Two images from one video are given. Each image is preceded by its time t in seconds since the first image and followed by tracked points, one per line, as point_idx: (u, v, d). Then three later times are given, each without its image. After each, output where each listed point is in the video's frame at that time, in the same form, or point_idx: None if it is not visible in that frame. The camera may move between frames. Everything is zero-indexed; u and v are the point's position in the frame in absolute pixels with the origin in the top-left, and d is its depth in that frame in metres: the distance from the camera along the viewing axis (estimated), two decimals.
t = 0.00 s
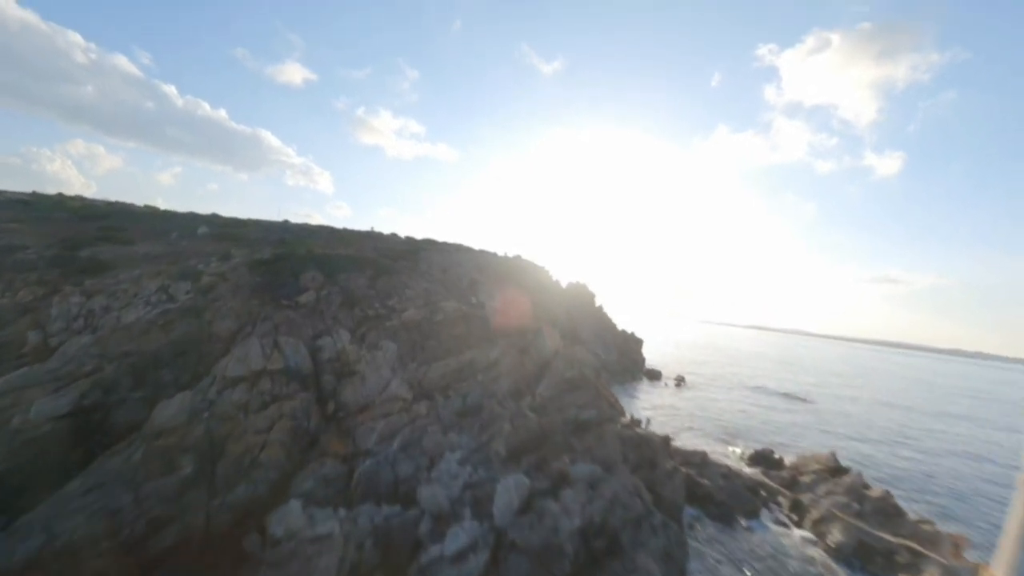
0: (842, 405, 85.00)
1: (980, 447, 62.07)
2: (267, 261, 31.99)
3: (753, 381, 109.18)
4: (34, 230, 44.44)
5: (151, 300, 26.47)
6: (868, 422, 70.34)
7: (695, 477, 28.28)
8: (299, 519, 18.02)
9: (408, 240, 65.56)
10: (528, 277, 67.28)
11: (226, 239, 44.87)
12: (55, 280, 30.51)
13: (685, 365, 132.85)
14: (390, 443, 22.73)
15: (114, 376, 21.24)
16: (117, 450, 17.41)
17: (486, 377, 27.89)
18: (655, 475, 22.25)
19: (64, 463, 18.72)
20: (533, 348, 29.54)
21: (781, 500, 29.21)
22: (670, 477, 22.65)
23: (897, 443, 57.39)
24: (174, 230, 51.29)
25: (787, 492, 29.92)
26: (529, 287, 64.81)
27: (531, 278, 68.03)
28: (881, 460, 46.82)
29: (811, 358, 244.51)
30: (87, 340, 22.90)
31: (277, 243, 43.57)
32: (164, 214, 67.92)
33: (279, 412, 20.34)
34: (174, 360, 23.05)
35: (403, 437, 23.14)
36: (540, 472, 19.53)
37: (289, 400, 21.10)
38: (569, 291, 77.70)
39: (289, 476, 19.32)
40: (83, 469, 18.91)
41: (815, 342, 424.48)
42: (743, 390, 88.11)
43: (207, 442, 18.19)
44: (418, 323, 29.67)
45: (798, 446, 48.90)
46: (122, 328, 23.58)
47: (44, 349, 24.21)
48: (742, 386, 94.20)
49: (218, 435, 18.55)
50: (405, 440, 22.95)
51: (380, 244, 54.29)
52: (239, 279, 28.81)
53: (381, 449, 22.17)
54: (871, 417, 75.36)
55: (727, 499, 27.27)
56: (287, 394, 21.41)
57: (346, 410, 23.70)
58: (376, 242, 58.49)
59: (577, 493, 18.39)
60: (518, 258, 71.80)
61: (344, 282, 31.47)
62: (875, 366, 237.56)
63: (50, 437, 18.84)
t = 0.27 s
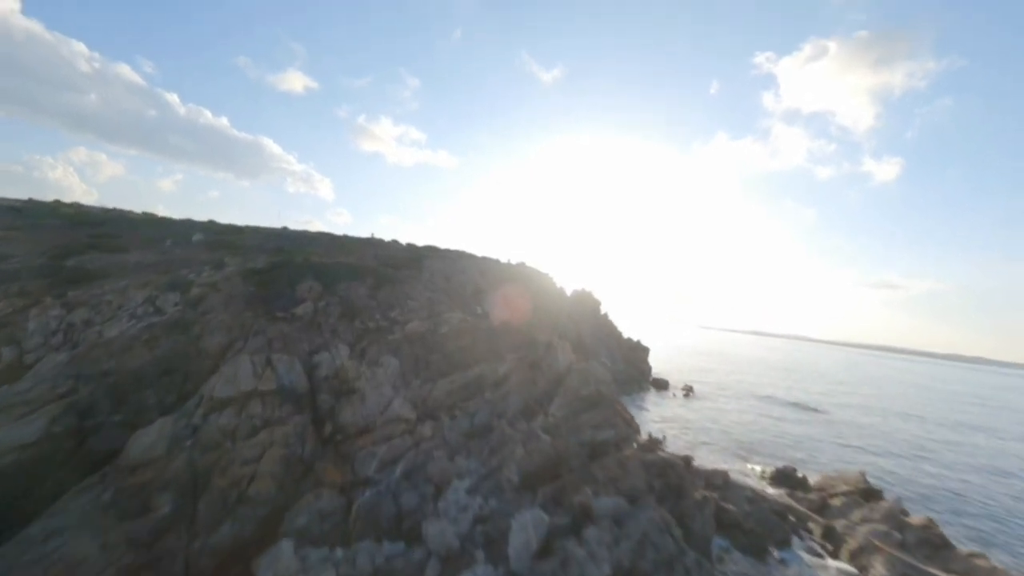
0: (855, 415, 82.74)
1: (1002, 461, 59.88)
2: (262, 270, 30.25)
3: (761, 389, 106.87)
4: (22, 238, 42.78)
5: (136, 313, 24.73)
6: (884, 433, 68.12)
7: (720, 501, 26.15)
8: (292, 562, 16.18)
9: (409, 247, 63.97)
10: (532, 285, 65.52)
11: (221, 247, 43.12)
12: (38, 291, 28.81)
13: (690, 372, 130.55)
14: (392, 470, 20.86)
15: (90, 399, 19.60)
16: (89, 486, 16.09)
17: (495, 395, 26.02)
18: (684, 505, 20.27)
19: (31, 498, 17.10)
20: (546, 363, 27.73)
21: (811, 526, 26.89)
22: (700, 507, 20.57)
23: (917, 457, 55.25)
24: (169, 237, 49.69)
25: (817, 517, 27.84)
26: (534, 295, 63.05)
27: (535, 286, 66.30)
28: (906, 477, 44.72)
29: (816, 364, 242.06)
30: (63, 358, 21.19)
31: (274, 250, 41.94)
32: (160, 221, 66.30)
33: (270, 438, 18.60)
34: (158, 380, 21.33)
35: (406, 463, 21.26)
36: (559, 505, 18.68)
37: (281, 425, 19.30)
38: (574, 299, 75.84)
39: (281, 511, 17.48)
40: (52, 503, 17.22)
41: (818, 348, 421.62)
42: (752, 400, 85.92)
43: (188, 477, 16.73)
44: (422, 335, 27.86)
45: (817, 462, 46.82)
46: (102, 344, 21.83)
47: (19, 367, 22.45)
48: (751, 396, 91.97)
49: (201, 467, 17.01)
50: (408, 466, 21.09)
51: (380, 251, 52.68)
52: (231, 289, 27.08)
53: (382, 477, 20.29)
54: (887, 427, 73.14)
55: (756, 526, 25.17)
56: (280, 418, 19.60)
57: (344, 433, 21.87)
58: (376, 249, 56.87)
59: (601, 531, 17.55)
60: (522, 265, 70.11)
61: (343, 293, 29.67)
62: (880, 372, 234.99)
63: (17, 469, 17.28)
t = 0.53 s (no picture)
0: (863, 421, 81.31)
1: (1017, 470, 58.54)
2: (259, 277, 29.10)
3: (766, 395, 105.36)
4: (13, 243, 41.66)
5: (125, 323, 23.58)
6: (895, 441, 66.73)
7: (739, 520, 24.72)
8: None
9: (410, 252, 62.90)
10: (536, 291, 64.36)
11: (218, 252, 42.04)
12: (25, 300, 27.68)
13: (694, 377, 129.00)
14: (394, 490, 19.64)
15: (72, 416, 18.54)
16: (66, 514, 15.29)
17: (501, 408, 24.77)
18: (706, 528, 18.98)
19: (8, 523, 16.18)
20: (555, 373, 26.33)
21: (834, 546, 25.30)
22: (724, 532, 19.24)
23: (931, 467, 53.83)
24: (165, 242, 48.59)
25: (840, 536, 26.44)
26: (537, 300, 61.86)
27: (538, 291, 65.13)
28: (923, 489, 43.39)
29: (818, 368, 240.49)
30: (45, 371, 20.07)
31: (272, 255, 40.84)
32: (157, 225, 65.23)
33: (263, 459, 17.59)
34: (146, 395, 20.28)
35: (409, 483, 20.04)
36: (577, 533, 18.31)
37: (275, 445, 18.22)
38: (577, 304, 74.59)
39: (274, 539, 16.46)
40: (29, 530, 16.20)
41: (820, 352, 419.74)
42: (759, 406, 84.46)
43: (174, 505, 15.93)
44: (425, 345, 26.67)
45: (831, 472, 45.47)
46: (86, 356, 20.68)
47: None
48: (757, 402, 90.45)
49: (187, 492, 16.20)
50: (410, 486, 19.90)
51: (381, 256, 51.55)
52: (225, 297, 25.93)
53: (383, 498, 19.10)
54: (897, 435, 71.73)
55: (778, 547, 23.73)
56: (274, 436, 18.48)
57: (343, 450, 20.67)
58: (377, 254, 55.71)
59: (621, 561, 16.97)
60: (524, 270, 68.99)
61: (342, 300, 28.52)
62: (884, 376, 233.11)
63: None
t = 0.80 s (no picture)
0: (877, 432, 79.05)
1: None
2: (253, 287, 27.31)
3: (775, 404, 103.08)
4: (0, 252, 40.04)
5: (105, 338, 21.81)
6: (913, 453, 64.53)
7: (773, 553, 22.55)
8: None
9: (412, 260, 61.25)
10: (541, 299, 62.57)
11: (213, 260, 40.41)
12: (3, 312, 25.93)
13: (700, 385, 126.62)
14: (397, 526, 17.81)
15: (40, 446, 16.75)
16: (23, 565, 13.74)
17: (513, 429, 22.94)
18: (745, 570, 17.05)
19: None
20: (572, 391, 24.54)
21: None
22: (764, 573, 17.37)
23: (955, 482, 51.60)
24: (159, 250, 46.99)
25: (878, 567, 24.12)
26: (543, 308, 60.08)
27: (543, 299, 63.34)
28: (951, 508, 41.26)
29: (823, 375, 238.06)
30: (14, 394, 18.29)
31: (269, 263, 39.19)
32: (153, 232, 63.74)
33: (250, 497, 16.02)
34: (123, 419, 18.44)
35: (413, 516, 18.21)
36: None
37: (264, 479, 16.66)
38: (583, 311, 72.79)
39: None
40: None
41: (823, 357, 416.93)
42: (769, 416, 82.20)
43: (147, 551, 14.39)
44: (431, 360, 24.91)
45: (853, 489, 43.33)
46: (59, 378, 18.94)
47: None
48: (767, 411, 88.18)
49: (163, 536, 14.67)
50: (414, 521, 18.09)
51: (382, 264, 49.85)
52: (215, 309, 24.16)
53: (385, 536, 17.30)
54: (914, 446, 69.49)
55: None
56: (263, 469, 16.91)
57: (340, 479, 18.87)
58: (378, 261, 54.08)
59: None
60: (529, 277, 67.31)
61: (342, 312, 26.79)
62: (890, 383, 230.16)
63: None
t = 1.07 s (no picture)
0: (887, 438, 77.56)
1: None
2: (247, 294, 26.12)
3: (781, 409, 101.53)
4: None
5: (91, 350, 20.67)
6: (925, 461, 63.05)
7: None
8: None
9: (413, 265, 60.20)
10: (544, 304, 61.37)
11: (209, 266, 39.33)
12: None
13: (704, 390, 124.97)
14: (399, 553, 16.59)
15: (15, 469, 15.66)
16: None
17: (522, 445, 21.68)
18: None
19: None
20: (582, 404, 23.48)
21: None
22: None
23: (972, 493, 50.10)
24: (155, 255, 45.92)
25: None
26: (547, 314, 58.91)
27: (547, 304, 62.11)
28: (971, 521, 39.86)
29: (826, 379, 236.22)
30: None
31: (267, 269, 38.07)
32: (151, 237, 62.76)
33: (238, 527, 15.01)
34: (107, 439, 17.32)
35: (416, 543, 17.00)
36: None
37: (255, 506, 15.59)
38: (587, 316, 71.60)
39: None
40: None
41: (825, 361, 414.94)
42: (777, 422, 80.69)
43: None
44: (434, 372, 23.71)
45: (869, 501, 41.94)
46: (39, 394, 17.81)
47: None
48: (773, 418, 86.75)
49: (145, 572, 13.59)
50: (417, 547, 16.90)
51: (382, 269, 48.71)
52: (208, 318, 22.98)
53: (386, 566, 16.12)
54: (925, 454, 67.99)
55: None
56: (255, 495, 15.86)
57: (338, 501, 17.67)
58: (378, 266, 52.95)
59: None
60: (532, 282, 66.18)
61: (341, 320, 25.61)
62: (894, 387, 228.19)
63: None
